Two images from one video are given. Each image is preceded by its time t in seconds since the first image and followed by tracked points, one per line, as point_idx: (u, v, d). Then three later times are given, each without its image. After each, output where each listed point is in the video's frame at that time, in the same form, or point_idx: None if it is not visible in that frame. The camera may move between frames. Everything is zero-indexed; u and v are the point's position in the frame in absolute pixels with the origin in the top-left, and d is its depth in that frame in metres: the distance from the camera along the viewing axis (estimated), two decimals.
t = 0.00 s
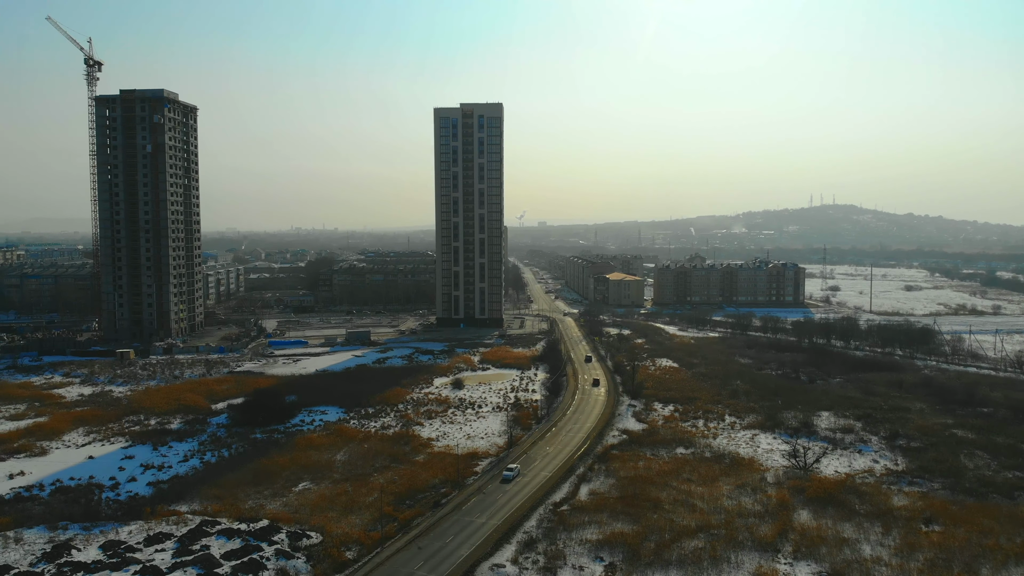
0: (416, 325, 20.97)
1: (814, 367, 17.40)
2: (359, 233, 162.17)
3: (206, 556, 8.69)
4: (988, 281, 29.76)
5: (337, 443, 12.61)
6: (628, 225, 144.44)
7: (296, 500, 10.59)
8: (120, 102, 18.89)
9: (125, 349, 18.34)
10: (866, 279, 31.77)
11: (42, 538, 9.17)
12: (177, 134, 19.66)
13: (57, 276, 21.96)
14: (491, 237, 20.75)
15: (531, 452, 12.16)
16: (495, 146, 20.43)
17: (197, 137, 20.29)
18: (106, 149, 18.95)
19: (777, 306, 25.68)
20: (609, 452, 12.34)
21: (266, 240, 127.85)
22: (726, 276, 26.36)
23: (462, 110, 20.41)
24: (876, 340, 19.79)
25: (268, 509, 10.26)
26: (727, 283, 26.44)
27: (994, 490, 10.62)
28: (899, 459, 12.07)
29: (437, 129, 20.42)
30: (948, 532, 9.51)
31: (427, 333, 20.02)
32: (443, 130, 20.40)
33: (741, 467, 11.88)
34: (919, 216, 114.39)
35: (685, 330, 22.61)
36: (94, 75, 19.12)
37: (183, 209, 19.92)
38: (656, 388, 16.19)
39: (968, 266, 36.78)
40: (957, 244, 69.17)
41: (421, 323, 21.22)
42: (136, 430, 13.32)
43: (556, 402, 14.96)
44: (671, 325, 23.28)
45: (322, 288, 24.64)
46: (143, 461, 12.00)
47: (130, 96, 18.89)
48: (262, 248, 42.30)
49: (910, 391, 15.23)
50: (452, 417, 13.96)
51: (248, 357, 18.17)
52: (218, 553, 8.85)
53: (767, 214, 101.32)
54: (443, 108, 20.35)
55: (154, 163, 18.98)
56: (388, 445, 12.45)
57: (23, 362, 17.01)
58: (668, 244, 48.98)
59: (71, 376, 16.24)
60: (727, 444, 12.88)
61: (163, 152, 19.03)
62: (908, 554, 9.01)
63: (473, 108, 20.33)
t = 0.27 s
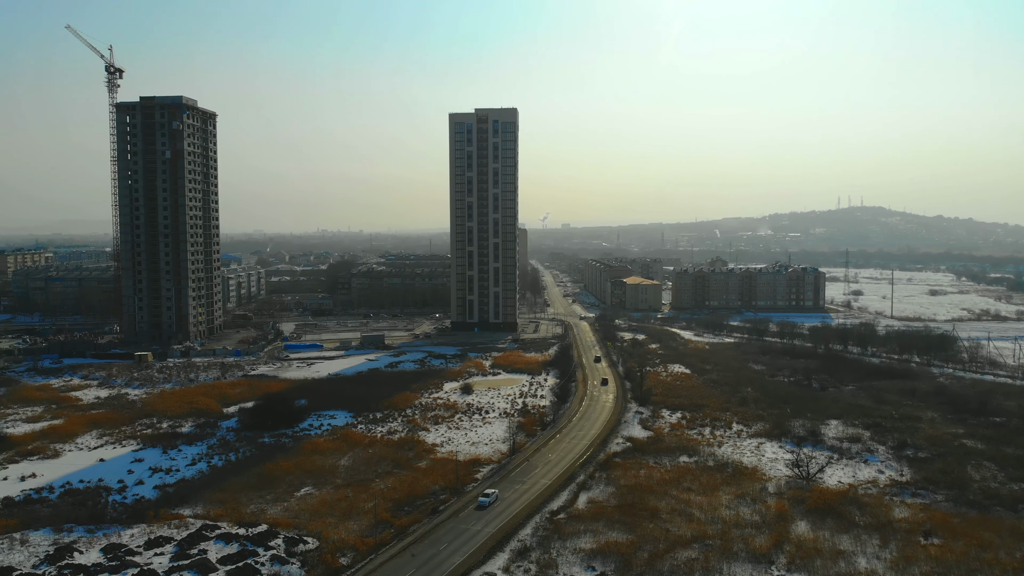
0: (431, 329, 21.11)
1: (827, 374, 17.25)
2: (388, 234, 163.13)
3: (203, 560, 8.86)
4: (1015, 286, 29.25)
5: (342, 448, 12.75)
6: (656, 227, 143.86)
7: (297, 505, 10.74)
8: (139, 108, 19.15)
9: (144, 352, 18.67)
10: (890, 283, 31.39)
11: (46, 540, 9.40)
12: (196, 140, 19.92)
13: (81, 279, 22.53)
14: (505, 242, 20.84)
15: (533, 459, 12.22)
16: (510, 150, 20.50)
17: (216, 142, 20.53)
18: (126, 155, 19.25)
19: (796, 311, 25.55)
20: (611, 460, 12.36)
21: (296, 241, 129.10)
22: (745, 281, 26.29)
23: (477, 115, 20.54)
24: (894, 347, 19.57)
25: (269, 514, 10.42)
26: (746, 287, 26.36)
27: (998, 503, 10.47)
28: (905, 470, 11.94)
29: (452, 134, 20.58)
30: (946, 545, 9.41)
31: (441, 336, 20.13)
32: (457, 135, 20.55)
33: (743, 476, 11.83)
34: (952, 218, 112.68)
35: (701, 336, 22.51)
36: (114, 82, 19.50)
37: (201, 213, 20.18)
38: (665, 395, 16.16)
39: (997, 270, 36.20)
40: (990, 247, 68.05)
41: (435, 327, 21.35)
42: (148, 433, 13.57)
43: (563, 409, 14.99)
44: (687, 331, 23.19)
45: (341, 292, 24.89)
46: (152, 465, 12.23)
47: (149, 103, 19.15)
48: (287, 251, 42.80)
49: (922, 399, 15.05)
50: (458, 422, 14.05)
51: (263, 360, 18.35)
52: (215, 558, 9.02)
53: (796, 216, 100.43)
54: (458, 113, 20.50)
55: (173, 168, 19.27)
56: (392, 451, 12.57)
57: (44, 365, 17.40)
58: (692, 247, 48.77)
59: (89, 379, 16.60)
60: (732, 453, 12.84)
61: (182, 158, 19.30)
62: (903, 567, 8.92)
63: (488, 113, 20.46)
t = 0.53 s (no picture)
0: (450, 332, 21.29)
1: (846, 382, 17.04)
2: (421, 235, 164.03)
3: (206, 562, 9.04)
4: None
5: (352, 452, 12.90)
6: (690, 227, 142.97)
7: (304, 508, 10.90)
8: (165, 115, 19.42)
9: (168, 354, 19.02)
10: (920, 286, 30.93)
11: (58, 540, 9.66)
12: (220, 145, 20.16)
13: (110, 281, 23.06)
14: (524, 245, 20.95)
15: (540, 466, 12.27)
16: (528, 154, 20.60)
17: (239, 148, 20.76)
18: (152, 161, 19.55)
19: (821, 315, 25.27)
20: (619, 467, 12.38)
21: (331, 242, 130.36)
22: (769, 285, 26.15)
23: (497, 120, 20.69)
24: (917, 353, 19.29)
25: (275, 517, 10.59)
26: (770, 291, 26.21)
27: (1008, 515, 10.30)
28: (916, 480, 11.78)
29: (471, 139, 20.77)
30: (950, 558, 9.28)
31: (460, 339, 20.25)
32: (477, 140, 20.74)
33: (751, 485, 11.78)
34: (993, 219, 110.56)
35: (721, 341, 22.38)
36: (140, 88, 19.91)
37: (225, 217, 20.42)
38: (679, 401, 16.11)
39: None
40: None
41: (455, 330, 21.48)
42: (166, 435, 13.87)
43: (575, 415, 15.03)
44: (708, 336, 23.08)
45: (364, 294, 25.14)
46: (167, 466, 12.49)
47: (174, 109, 19.41)
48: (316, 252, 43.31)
49: (940, 408, 14.83)
50: (469, 427, 14.15)
51: (283, 363, 18.46)
52: (218, 560, 9.21)
53: (831, 217, 99.20)
54: (477, 118, 20.69)
55: (197, 174, 19.53)
56: (401, 455, 12.69)
57: (70, 366, 17.85)
58: (721, 249, 48.46)
59: (113, 380, 16.99)
60: (741, 461, 12.78)
61: (206, 164, 19.55)
62: None
63: (507, 118, 20.59)
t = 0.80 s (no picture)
0: (471, 334, 21.56)
1: (865, 388, 16.84)
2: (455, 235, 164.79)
3: (211, 563, 9.24)
4: None
5: (364, 454, 13.04)
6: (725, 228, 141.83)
7: (312, 510, 11.06)
8: (191, 120, 19.67)
9: (193, 355, 19.35)
10: (952, 290, 30.43)
11: (72, 538, 9.94)
12: (246, 150, 20.33)
13: (140, 283, 23.55)
14: (544, 249, 21.22)
15: (548, 471, 12.34)
16: (548, 158, 20.87)
17: (265, 153, 20.92)
18: (179, 165, 19.79)
19: (848, 320, 25.01)
20: (627, 473, 12.41)
21: (366, 242, 131.51)
22: (795, 288, 25.98)
23: (518, 123, 21.02)
24: (942, 359, 19.00)
25: (284, 518, 10.77)
26: (796, 295, 26.04)
27: (1018, 528, 10.13)
28: (927, 490, 11.63)
29: (493, 142, 21.15)
30: (954, 571, 9.16)
31: (479, 342, 20.48)
32: (498, 143, 21.11)
33: (758, 493, 11.72)
34: None
35: (743, 345, 22.24)
36: (168, 94, 20.34)
37: (251, 222, 20.55)
38: (694, 407, 16.06)
39: None
40: None
41: (475, 332, 21.76)
42: (185, 435, 14.15)
43: (587, 420, 15.07)
44: (730, 340, 22.94)
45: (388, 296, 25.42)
46: (184, 466, 12.75)
47: (200, 114, 19.64)
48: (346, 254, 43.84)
49: (959, 416, 14.60)
50: (481, 431, 14.25)
51: (304, 364, 18.62)
52: (224, 560, 9.41)
53: (869, 219, 97.86)
54: (499, 122, 21.08)
55: (223, 178, 19.72)
56: (412, 458, 12.82)
57: (97, 366, 18.29)
58: (752, 251, 48.12)
59: (138, 381, 17.38)
60: (751, 469, 12.73)
61: (231, 168, 19.72)
62: None
63: (528, 122, 20.92)
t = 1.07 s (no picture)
0: (494, 337, 21.80)
1: (889, 395, 16.59)
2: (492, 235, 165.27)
3: (221, 562, 9.45)
4: None
5: (380, 456, 13.20)
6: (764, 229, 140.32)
7: (325, 511, 11.24)
8: (221, 125, 19.90)
9: (221, 355, 19.67)
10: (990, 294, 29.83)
11: (91, 536, 10.23)
12: (274, 154, 20.53)
13: (173, 284, 23.99)
14: (567, 252, 21.35)
15: (560, 476, 12.39)
16: (573, 161, 20.98)
17: (293, 157, 21.12)
18: (209, 169, 20.05)
19: (878, 324, 24.72)
20: (639, 479, 12.43)
21: (402, 241, 132.44)
22: (825, 291, 25.77)
23: (542, 127, 21.13)
24: (971, 366, 18.64)
25: (296, 519, 10.96)
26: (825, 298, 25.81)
27: None
28: (943, 500, 11.45)
29: (517, 146, 21.31)
30: None
31: (501, 346, 20.80)
32: (522, 147, 21.25)
33: (770, 502, 11.66)
34: None
35: (769, 350, 22.04)
36: (197, 99, 20.67)
37: (279, 225, 20.78)
38: (714, 413, 15.96)
39: None
40: None
41: (498, 335, 22.10)
42: (207, 435, 14.43)
43: (604, 425, 15.11)
44: (757, 344, 22.74)
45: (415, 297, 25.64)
46: (204, 466, 13.02)
47: (230, 120, 19.86)
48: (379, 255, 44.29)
49: (983, 425, 14.34)
50: (497, 434, 14.35)
51: (328, 366, 18.75)
52: (235, 560, 9.62)
53: (911, 220, 96.17)
54: (523, 125, 21.21)
55: (252, 182, 19.92)
56: (426, 460, 12.96)
57: (128, 366, 18.76)
58: (787, 253, 47.61)
59: (167, 381, 17.78)
60: (765, 477, 12.67)
61: (260, 172, 19.93)
62: None
63: (552, 125, 21.04)
